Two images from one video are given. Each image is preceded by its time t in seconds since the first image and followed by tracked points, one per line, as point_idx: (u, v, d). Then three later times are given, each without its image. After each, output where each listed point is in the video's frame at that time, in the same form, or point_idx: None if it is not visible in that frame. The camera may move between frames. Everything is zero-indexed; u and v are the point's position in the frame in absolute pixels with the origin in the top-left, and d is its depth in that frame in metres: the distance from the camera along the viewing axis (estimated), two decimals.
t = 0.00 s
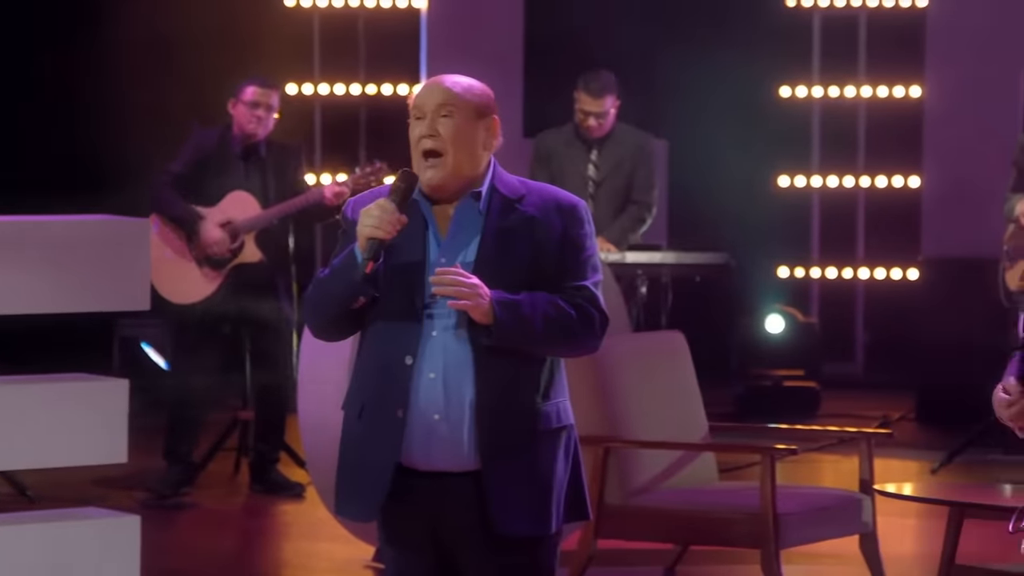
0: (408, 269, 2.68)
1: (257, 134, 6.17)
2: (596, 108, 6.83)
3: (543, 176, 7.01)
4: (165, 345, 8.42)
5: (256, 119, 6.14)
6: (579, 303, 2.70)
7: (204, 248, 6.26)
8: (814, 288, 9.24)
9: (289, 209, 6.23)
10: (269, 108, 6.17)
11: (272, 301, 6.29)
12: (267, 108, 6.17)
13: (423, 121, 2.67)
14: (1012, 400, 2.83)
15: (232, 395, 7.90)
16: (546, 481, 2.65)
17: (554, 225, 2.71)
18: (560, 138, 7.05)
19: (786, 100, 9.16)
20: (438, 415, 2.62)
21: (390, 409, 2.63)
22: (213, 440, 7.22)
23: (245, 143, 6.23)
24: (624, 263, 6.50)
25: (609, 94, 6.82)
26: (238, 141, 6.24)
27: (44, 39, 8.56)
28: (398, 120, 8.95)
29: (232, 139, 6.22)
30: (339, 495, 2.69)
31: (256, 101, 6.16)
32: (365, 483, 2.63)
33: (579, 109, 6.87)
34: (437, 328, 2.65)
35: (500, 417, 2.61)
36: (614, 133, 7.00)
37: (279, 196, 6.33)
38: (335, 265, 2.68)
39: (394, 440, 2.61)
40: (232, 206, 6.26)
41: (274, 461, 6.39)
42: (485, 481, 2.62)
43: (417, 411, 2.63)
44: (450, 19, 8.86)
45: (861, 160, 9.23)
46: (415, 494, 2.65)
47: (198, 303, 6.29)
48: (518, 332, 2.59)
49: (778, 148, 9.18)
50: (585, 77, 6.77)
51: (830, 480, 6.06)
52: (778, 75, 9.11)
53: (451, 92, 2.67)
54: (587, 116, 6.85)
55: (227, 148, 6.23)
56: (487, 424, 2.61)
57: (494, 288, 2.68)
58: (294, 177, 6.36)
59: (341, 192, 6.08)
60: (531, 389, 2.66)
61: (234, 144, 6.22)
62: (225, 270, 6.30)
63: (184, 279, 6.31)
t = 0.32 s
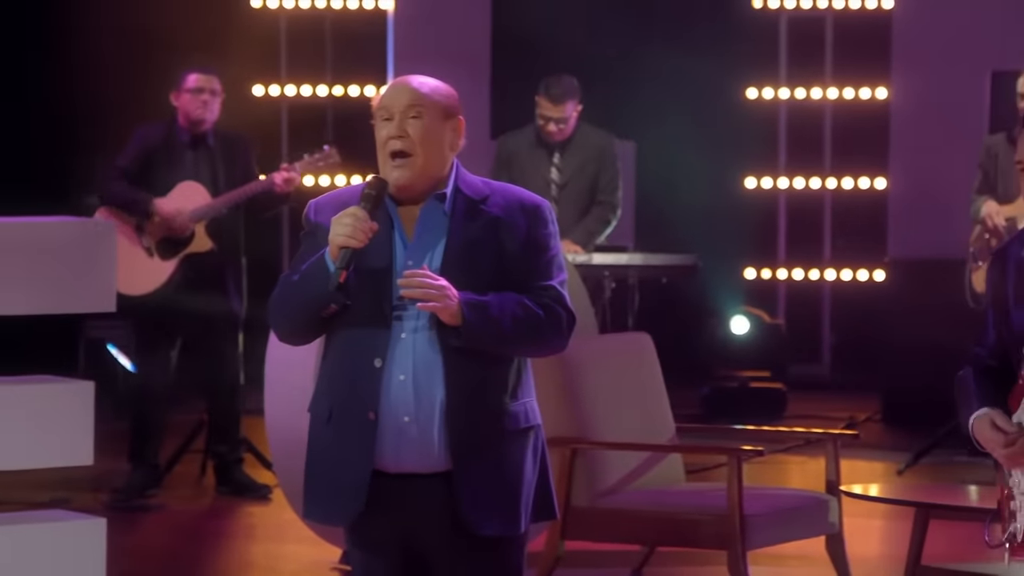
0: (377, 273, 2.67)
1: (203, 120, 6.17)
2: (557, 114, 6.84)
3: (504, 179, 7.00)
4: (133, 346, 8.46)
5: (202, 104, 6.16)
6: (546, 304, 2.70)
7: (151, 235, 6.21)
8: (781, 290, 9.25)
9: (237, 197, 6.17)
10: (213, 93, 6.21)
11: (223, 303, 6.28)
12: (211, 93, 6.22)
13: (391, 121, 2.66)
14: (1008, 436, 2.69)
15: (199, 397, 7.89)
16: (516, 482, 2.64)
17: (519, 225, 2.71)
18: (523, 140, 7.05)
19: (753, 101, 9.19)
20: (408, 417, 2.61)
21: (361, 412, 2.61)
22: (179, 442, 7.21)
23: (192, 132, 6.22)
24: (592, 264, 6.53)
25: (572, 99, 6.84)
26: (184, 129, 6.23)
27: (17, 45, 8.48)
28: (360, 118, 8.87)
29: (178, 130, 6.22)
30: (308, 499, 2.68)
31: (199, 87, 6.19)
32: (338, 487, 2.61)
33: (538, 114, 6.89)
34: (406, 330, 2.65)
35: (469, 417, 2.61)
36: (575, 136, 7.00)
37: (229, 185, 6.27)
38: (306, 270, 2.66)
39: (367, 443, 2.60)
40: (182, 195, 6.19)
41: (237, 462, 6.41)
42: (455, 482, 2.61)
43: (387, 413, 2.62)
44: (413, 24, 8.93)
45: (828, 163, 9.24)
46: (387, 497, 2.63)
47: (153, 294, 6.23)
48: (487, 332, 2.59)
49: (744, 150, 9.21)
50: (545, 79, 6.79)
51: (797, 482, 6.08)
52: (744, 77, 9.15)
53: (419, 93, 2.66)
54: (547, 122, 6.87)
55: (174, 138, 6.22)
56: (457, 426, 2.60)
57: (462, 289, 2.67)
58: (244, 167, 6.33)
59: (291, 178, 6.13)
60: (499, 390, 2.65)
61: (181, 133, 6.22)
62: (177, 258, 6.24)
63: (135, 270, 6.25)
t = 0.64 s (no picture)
0: (347, 281, 2.62)
1: (152, 122, 6.14)
2: (520, 122, 6.81)
3: (466, 183, 6.98)
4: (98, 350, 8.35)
5: (150, 106, 6.14)
6: (513, 306, 2.68)
7: (101, 238, 6.07)
8: (747, 293, 9.25)
9: (187, 200, 6.08)
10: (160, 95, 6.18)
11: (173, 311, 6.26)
12: (157, 95, 6.19)
13: (359, 125, 2.60)
14: (988, 434, 2.59)
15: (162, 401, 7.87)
16: (484, 484, 2.62)
17: (484, 229, 2.69)
18: (486, 145, 7.05)
19: (719, 105, 9.23)
20: (379, 422, 2.58)
21: (331, 418, 2.57)
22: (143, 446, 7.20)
23: (140, 135, 6.19)
24: (558, 267, 6.54)
25: (533, 106, 6.81)
26: (132, 133, 6.20)
27: None
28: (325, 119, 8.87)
29: (125, 134, 6.20)
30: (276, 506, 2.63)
31: (146, 90, 6.16)
32: (310, 494, 2.56)
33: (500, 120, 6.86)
34: (376, 334, 2.61)
35: (441, 420, 2.58)
36: (539, 141, 7.01)
37: (177, 188, 6.26)
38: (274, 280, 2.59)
39: (339, 449, 2.56)
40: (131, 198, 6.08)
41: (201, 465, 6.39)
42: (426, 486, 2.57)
43: (357, 419, 2.58)
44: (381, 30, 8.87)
45: (794, 166, 9.26)
46: (356, 502, 2.59)
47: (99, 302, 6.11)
48: (459, 336, 2.55)
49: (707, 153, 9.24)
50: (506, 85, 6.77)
51: (764, 485, 6.08)
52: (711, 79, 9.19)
53: (386, 98, 2.60)
54: (509, 130, 6.84)
55: (121, 142, 6.19)
56: (428, 430, 2.57)
57: (430, 294, 2.65)
58: (191, 170, 6.31)
59: (240, 179, 6.07)
60: (468, 393, 2.63)
61: (129, 137, 6.19)
62: (125, 263, 6.11)
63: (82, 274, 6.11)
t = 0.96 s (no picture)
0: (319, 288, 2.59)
1: (116, 137, 6.14)
2: (490, 127, 6.80)
3: (433, 187, 6.98)
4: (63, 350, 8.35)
5: (114, 124, 6.11)
6: (482, 308, 2.65)
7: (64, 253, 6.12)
8: (715, 296, 9.24)
9: (150, 214, 6.16)
10: (122, 111, 6.15)
11: (146, 325, 6.26)
12: (120, 111, 6.15)
13: (329, 128, 2.57)
14: (977, 432, 2.40)
15: (131, 402, 7.87)
16: (458, 486, 2.60)
17: (450, 232, 2.66)
18: (453, 150, 7.04)
19: (689, 107, 9.21)
20: (353, 428, 2.55)
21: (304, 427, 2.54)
22: (111, 448, 7.20)
23: (106, 147, 6.20)
24: (526, 270, 6.54)
25: (501, 111, 6.80)
26: (98, 146, 6.22)
27: None
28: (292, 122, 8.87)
29: (92, 145, 6.22)
30: (251, 513, 2.60)
31: (107, 106, 6.13)
32: (285, 502, 2.54)
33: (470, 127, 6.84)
34: (349, 341, 2.58)
35: (414, 424, 2.56)
36: (507, 145, 7.01)
37: (143, 200, 6.29)
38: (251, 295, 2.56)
39: (315, 457, 2.53)
40: (92, 213, 6.17)
41: (171, 469, 6.36)
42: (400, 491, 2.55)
43: (330, 427, 2.56)
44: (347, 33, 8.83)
45: (762, 168, 9.22)
46: (331, 507, 2.57)
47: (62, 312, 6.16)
48: (434, 343, 2.53)
49: (672, 157, 9.26)
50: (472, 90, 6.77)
51: (732, 487, 6.10)
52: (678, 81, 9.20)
53: (353, 101, 2.59)
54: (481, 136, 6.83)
55: (88, 154, 6.22)
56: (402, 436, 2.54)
57: (401, 300, 2.62)
58: (159, 182, 6.32)
59: (202, 196, 6.15)
60: (440, 397, 2.61)
61: (96, 149, 6.21)
62: (89, 277, 6.16)
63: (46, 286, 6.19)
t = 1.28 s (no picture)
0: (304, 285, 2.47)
1: (103, 132, 6.10)
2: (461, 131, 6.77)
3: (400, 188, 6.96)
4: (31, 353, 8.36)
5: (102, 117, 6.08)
6: (468, 311, 2.54)
7: (48, 244, 6.06)
8: (681, 296, 9.26)
9: (133, 209, 6.09)
10: (110, 105, 6.13)
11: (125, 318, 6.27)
12: (107, 105, 6.12)
13: (322, 126, 2.46)
14: (957, 427, 2.48)
15: (97, 403, 7.86)
16: (440, 489, 2.48)
17: (439, 234, 2.54)
18: (417, 152, 7.02)
19: (655, 108, 9.20)
20: (336, 427, 2.43)
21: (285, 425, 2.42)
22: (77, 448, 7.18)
23: (90, 142, 6.14)
24: (492, 270, 6.54)
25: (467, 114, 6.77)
26: (82, 139, 6.15)
27: None
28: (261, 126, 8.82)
29: (75, 140, 6.14)
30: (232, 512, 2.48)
31: (95, 100, 6.09)
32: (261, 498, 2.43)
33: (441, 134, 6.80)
34: (333, 340, 2.46)
35: (398, 424, 2.43)
36: (474, 147, 6.99)
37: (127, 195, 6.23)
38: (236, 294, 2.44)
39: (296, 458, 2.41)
40: (77, 207, 6.04)
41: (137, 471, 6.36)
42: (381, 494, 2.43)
43: (312, 427, 2.44)
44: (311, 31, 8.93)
45: (728, 169, 9.23)
46: (313, 506, 2.45)
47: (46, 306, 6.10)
48: (419, 342, 2.41)
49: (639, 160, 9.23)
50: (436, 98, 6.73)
51: (698, 487, 6.12)
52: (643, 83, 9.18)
53: (347, 100, 2.48)
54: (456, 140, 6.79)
55: (71, 149, 6.14)
56: (384, 437, 2.42)
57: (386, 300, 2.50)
58: (142, 175, 6.26)
59: (185, 188, 6.11)
60: (426, 399, 2.48)
61: (79, 143, 6.14)
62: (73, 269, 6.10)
63: (28, 281, 6.08)
